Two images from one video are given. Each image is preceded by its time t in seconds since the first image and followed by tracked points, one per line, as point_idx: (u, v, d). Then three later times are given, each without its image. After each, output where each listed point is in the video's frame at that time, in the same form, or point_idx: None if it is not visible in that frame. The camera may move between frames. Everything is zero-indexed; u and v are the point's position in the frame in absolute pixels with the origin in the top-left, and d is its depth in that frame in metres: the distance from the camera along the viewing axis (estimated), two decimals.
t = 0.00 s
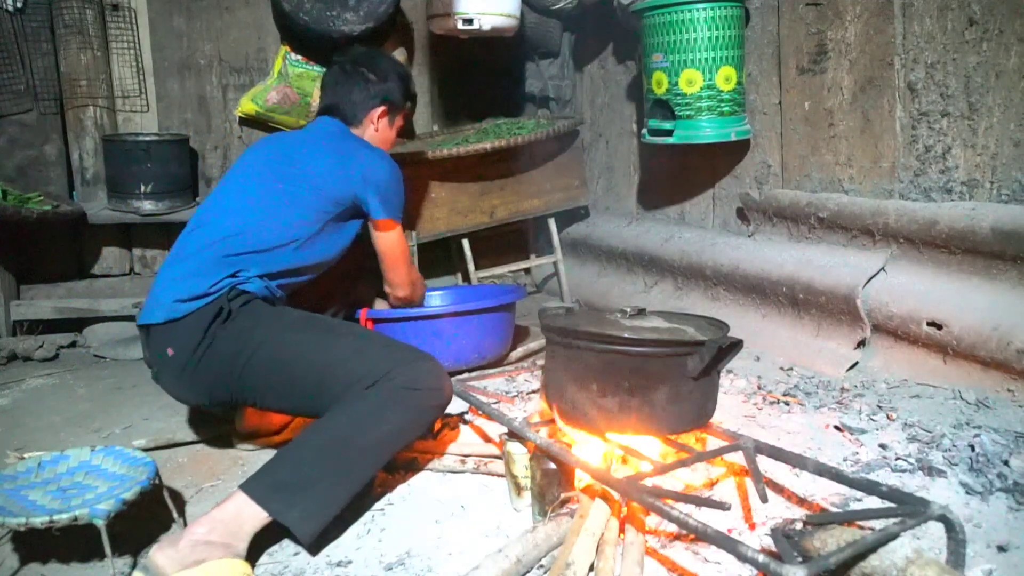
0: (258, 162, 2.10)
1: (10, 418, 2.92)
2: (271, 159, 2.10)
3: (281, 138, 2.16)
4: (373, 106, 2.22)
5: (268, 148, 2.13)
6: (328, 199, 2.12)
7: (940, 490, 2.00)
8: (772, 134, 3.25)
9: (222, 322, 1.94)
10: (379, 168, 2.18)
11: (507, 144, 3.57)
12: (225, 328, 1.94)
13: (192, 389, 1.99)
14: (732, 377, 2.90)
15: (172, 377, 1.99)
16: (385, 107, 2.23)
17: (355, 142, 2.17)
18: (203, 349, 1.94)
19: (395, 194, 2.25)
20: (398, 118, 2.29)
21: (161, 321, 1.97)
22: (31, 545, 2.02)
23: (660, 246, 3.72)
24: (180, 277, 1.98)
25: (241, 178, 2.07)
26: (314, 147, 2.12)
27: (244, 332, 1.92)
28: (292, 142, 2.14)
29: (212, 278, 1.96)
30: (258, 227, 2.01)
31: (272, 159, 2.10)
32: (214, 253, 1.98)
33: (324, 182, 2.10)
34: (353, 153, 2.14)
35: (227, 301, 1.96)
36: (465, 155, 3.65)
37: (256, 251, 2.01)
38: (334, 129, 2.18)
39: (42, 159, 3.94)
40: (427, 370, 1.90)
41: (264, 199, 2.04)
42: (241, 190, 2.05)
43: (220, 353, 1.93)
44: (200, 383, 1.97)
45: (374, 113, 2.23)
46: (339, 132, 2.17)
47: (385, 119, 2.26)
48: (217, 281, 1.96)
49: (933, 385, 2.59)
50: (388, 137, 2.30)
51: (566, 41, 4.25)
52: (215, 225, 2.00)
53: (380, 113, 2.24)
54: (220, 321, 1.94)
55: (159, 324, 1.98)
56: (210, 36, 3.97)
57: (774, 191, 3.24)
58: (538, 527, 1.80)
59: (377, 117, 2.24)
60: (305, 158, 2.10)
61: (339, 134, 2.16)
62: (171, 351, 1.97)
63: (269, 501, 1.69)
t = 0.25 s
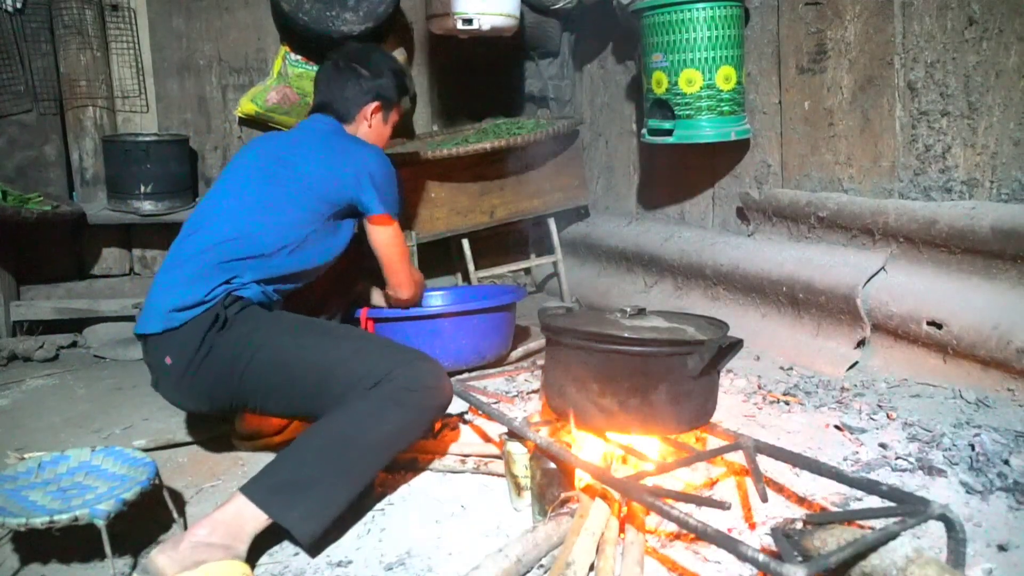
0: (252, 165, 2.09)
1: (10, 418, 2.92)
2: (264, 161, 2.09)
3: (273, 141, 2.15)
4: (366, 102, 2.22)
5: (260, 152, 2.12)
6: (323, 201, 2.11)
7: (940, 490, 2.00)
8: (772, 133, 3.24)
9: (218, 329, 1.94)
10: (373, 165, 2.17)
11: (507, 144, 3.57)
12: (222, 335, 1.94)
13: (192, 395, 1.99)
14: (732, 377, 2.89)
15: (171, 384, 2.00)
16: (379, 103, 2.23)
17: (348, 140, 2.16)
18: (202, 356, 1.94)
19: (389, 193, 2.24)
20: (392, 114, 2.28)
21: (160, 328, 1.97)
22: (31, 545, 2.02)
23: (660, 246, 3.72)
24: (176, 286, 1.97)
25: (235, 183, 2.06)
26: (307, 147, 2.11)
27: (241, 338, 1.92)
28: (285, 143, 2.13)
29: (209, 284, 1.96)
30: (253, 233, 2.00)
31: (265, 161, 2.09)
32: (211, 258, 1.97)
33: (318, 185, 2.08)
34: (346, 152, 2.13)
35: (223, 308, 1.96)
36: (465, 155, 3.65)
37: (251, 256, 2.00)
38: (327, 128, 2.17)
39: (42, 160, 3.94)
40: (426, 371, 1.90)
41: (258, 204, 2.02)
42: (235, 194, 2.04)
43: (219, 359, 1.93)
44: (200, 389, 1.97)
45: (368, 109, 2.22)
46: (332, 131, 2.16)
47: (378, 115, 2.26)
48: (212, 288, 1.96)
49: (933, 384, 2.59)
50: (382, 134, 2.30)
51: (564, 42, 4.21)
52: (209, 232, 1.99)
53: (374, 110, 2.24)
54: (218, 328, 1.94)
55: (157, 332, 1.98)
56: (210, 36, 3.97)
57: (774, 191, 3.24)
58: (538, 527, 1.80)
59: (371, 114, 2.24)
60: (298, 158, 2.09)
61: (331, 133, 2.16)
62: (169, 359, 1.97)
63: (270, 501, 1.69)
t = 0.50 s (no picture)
0: (250, 167, 2.08)
1: (10, 419, 2.92)
2: (262, 163, 2.08)
3: (268, 143, 2.14)
4: (365, 102, 2.22)
5: (256, 154, 2.11)
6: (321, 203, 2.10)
7: (940, 489, 2.00)
8: (772, 132, 3.24)
9: (218, 334, 1.94)
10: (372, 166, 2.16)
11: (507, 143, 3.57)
12: (222, 339, 1.94)
13: (192, 401, 1.99)
14: (732, 376, 2.89)
15: (171, 391, 1.99)
16: (377, 103, 2.23)
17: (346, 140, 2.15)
18: (202, 362, 1.94)
19: (388, 196, 2.23)
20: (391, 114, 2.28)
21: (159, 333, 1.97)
22: (32, 546, 2.02)
23: (660, 245, 3.72)
24: (174, 291, 1.97)
25: (232, 186, 2.06)
26: (305, 148, 2.10)
27: (241, 342, 1.92)
28: (283, 144, 2.12)
29: (207, 289, 1.96)
30: (251, 237, 2.00)
31: (263, 163, 2.08)
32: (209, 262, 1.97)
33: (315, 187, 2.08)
34: (345, 153, 2.12)
35: (223, 313, 1.96)
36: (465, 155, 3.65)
37: (250, 261, 2.01)
38: (325, 128, 2.16)
39: (42, 161, 3.94)
40: (427, 371, 1.90)
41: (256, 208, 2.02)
42: (233, 197, 2.03)
43: (219, 364, 1.93)
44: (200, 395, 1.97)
45: (366, 109, 2.22)
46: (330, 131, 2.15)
47: (377, 115, 2.25)
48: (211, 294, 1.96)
49: (934, 383, 2.59)
50: (381, 134, 2.30)
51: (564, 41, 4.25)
52: (206, 237, 1.98)
53: (372, 110, 2.23)
54: (218, 333, 1.94)
55: (156, 338, 1.97)
56: (209, 37, 3.97)
57: (774, 190, 3.24)
58: (538, 526, 1.80)
59: (369, 114, 2.24)
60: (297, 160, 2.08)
61: (330, 133, 2.14)
62: (168, 366, 1.97)
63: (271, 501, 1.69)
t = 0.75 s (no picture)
0: (247, 169, 2.09)
1: (11, 419, 2.91)
2: (260, 166, 2.09)
3: (267, 144, 2.14)
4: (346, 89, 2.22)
5: (255, 156, 2.11)
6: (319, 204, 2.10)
7: (941, 488, 2.00)
8: (772, 132, 3.24)
9: (219, 335, 1.94)
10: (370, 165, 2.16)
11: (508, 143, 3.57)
12: (223, 340, 1.93)
13: (192, 401, 1.99)
14: (733, 376, 2.89)
15: (171, 392, 1.99)
16: (356, 89, 2.21)
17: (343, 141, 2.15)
18: (202, 363, 1.93)
19: (389, 198, 2.22)
20: (378, 100, 2.22)
21: (159, 336, 1.96)
22: (33, 546, 2.02)
23: (660, 245, 3.72)
24: (173, 293, 1.96)
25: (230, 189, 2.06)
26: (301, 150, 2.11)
27: (241, 343, 1.92)
28: (279, 146, 2.13)
29: (206, 290, 1.95)
30: (251, 238, 2.00)
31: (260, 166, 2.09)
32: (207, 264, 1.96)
33: (316, 189, 2.09)
34: (341, 153, 2.13)
35: (223, 313, 1.95)
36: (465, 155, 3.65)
37: (250, 262, 2.01)
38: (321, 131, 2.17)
39: (43, 161, 3.94)
40: (428, 370, 1.90)
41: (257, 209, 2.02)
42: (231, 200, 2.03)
43: (220, 364, 1.93)
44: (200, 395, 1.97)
45: (347, 96, 2.22)
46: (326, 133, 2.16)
47: (361, 101, 2.22)
48: (211, 295, 1.95)
49: (934, 383, 2.59)
50: (373, 122, 2.24)
51: (564, 42, 4.23)
52: (205, 239, 1.98)
53: (353, 96, 2.22)
54: (218, 333, 1.94)
55: (155, 339, 1.97)
56: (210, 37, 3.97)
57: (775, 190, 3.24)
58: (539, 526, 1.80)
59: (353, 101, 2.23)
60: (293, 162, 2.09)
61: (327, 135, 2.15)
62: (168, 366, 1.96)
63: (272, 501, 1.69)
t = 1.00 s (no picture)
0: (242, 175, 2.09)
1: (13, 421, 2.92)
2: (255, 171, 2.09)
3: (261, 149, 2.14)
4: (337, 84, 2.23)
5: (250, 162, 2.12)
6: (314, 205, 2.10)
7: (943, 489, 2.00)
8: (772, 133, 3.24)
9: (214, 341, 1.93)
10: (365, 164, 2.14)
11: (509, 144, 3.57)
12: (219, 346, 1.93)
13: (192, 406, 1.99)
14: (734, 377, 2.89)
15: (172, 398, 1.99)
16: (346, 82, 2.22)
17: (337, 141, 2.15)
18: (200, 369, 1.94)
19: (388, 201, 2.22)
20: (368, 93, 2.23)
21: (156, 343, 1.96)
22: (35, 548, 2.02)
23: (661, 246, 3.72)
24: (169, 300, 1.96)
25: (225, 195, 2.06)
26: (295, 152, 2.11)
27: (238, 348, 1.91)
28: (274, 151, 2.13)
29: (200, 295, 1.95)
30: (245, 242, 2.00)
31: (255, 170, 2.09)
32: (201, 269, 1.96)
33: (309, 192, 2.09)
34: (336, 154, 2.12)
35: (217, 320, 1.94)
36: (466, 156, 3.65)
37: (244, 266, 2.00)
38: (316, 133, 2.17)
39: (45, 163, 3.95)
40: (427, 369, 1.90)
41: (250, 215, 2.02)
42: (225, 205, 2.04)
43: (218, 370, 1.93)
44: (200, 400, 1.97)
45: (338, 91, 2.23)
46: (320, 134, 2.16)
47: (351, 94, 2.24)
48: (205, 300, 1.95)
49: (936, 383, 2.59)
50: (365, 115, 2.25)
51: (564, 42, 4.32)
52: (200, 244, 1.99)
53: (343, 90, 2.23)
54: (213, 339, 1.93)
55: (153, 348, 1.97)
56: (210, 39, 3.97)
57: (775, 190, 3.24)
58: (541, 528, 1.80)
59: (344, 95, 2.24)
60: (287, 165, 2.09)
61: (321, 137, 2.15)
62: (166, 373, 1.97)
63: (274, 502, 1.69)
